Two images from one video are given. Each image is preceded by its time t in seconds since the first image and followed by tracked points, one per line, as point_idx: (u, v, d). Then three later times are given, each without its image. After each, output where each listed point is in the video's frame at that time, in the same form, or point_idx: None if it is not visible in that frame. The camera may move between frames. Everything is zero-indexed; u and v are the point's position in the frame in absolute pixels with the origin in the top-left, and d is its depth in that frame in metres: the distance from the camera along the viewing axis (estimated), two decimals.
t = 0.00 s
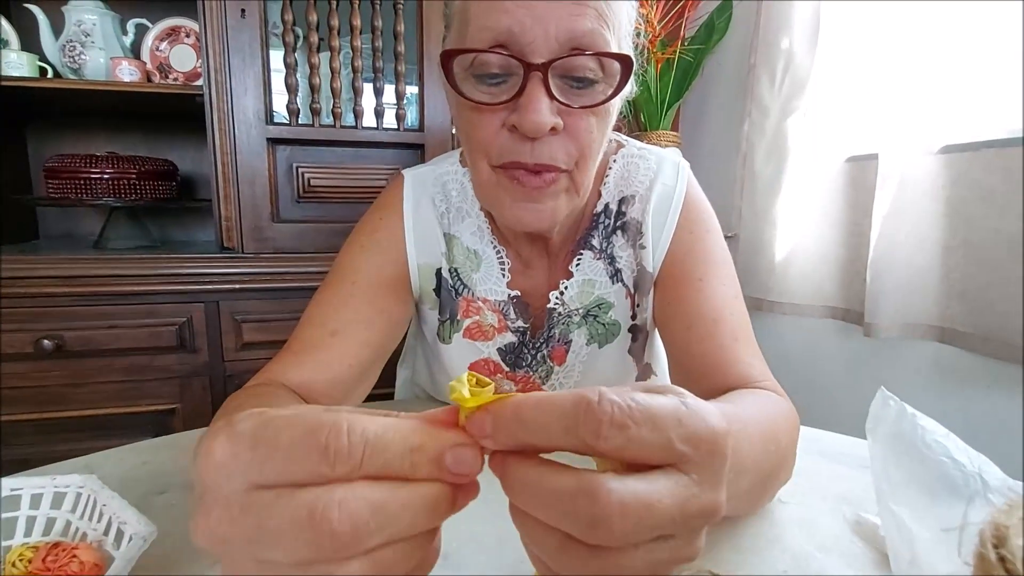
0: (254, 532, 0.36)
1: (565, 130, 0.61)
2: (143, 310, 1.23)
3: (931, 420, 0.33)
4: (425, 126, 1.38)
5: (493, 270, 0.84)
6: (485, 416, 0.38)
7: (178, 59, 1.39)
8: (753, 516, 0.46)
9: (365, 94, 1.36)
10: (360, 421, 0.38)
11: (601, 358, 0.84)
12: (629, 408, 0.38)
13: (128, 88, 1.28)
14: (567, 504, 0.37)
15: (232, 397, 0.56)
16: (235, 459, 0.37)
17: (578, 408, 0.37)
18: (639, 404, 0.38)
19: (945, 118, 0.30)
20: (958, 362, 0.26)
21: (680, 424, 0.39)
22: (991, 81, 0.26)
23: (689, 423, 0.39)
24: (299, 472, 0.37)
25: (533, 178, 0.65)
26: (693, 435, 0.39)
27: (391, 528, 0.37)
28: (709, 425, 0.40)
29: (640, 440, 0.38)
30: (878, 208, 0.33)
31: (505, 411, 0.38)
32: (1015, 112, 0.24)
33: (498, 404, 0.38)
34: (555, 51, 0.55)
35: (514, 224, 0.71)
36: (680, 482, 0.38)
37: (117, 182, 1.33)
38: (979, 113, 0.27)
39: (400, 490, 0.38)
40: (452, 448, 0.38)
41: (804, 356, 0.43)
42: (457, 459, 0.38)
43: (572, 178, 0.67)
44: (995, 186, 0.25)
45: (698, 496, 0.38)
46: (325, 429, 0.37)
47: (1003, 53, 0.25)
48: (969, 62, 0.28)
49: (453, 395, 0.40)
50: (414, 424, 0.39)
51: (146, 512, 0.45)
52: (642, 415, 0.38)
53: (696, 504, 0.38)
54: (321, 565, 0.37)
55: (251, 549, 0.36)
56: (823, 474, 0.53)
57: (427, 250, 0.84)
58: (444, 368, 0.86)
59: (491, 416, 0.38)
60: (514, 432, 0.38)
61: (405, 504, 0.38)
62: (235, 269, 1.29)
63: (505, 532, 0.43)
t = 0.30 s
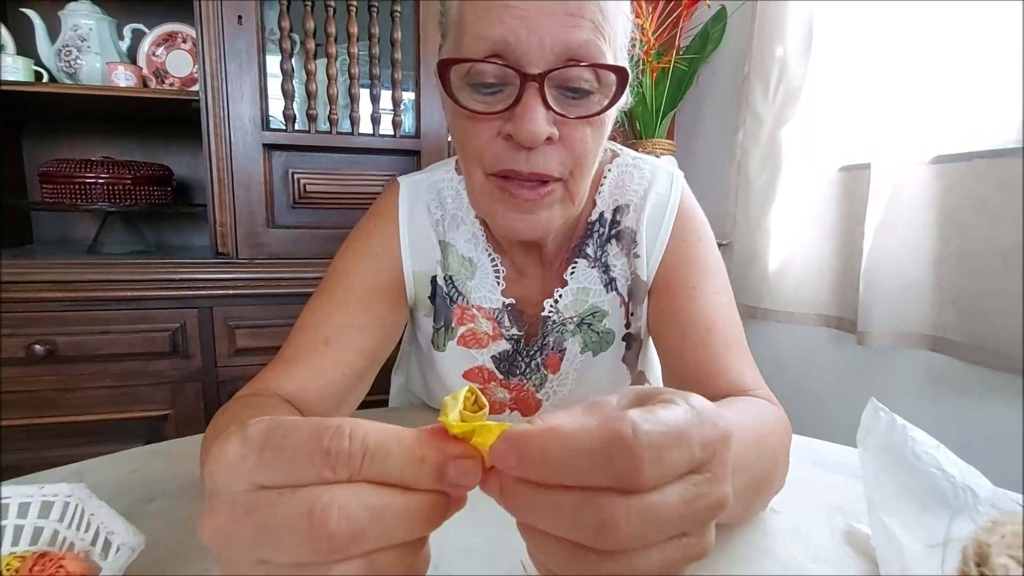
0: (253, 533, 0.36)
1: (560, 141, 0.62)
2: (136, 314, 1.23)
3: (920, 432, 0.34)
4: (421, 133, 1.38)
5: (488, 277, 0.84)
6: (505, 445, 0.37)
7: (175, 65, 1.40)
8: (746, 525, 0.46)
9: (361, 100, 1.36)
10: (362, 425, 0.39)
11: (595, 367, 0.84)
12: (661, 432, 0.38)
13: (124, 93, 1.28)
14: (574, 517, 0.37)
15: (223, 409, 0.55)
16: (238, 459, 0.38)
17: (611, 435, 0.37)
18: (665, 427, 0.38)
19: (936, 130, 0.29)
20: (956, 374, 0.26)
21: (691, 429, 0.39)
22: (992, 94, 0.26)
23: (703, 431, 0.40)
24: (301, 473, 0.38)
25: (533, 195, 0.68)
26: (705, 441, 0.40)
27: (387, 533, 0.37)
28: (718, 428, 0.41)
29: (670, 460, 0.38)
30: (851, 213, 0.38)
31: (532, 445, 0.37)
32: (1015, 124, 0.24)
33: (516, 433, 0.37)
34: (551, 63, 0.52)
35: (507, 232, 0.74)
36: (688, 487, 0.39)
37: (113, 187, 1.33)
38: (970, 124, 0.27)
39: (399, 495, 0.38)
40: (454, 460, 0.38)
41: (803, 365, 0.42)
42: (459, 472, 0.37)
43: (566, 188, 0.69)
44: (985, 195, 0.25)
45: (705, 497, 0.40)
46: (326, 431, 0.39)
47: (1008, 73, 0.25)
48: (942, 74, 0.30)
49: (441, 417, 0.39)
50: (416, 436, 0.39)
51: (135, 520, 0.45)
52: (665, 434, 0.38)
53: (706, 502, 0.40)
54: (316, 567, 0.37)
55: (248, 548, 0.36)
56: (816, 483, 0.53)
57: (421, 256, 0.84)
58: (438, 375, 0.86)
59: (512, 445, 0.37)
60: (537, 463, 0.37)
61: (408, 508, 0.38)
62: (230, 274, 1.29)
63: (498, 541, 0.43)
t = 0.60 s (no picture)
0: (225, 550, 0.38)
1: (552, 151, 0.63)
2: (132, 322, 1.22)
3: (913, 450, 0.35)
4: (419, 141, 1.39)
5: (483, 286, 0.84)
6: (472, 437, 0.39)
7: (174, 73, 1.40)
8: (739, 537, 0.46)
9: (360, 108, 1.37)
10: (327, 432, 0.41)
11: (590, 376, 0.84)
12: (625, 448, 0.39)
13: (123, 101, 1.28)
14: (551, 529, 0.38)
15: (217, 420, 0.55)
16: (212, 476, 0.40)
17: (572, 446, 0.38)
18: (634, 443, 0.39)
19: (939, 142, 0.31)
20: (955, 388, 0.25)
21: (676, 459, 0.40)
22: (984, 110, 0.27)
23: (687, 461, 0.40)
24: (271, 487, 0.40)
25: (523, 204, 0.68)
26: (690, 470, 0.40)
27: (358, 539, 0.39)
28: (708, 457, 0.41)
29: (633, 477, 0.39)
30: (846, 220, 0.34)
31: (498, 442, 0.38)
32: (1008, 136, 0.25)
33: (488, 427, 0.39)
34: (543, 74, 0.56)
35: (501, 241, 0.72)
36: (666, 513, 0.40)
37: (110, 194, 1.33)
38: (966, 137, 0.28)
39: (369, 500, 0.40)
40: (426, 453, 0.39)
41: (773, 368, 0.41)
42: (431, 465, 0.39)
43: (560, 198, 0.68)
44: (979, 209, 0.26)
45: (685, 526, 0.40)
46: (293, 441, 0.41)
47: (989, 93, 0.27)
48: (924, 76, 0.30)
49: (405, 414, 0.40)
50: (378, 432, 0.40)
51: (125, 532, 0.45)
52: (632, 453, 0.39)
53: (688, 533, 0.40)
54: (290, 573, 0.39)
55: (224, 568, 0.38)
56: (810, 494, 0.53)
57: (416, 266, 0.84)
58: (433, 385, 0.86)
59: (481, 439, 0.39)
60: (504, 463, 0.39)
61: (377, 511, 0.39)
62: (227, 281, 1.29)
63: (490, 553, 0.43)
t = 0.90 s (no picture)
0: (225, 541, 0.39)
1: (545, 159, 0.63)
2: (128, 329, 1.22)
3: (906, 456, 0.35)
4: (416, 149, 1.39)
5: (478, 295, 0.85)
6: (461, 420, 0.38)
7: (173, 81, 1.41)
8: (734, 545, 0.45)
9: (357, 116, 1.37)
10: (326, 422, 0.41)
11: (586, 384, 0.85)
12: (604, 449, 0.37)
13: (121, 108, 1.29)
14: (533, 531, 0.36)
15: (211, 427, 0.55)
16: (216, 471, 0.42)
17: (552, 441, 0.37)
18: (614, 443, 0.38)
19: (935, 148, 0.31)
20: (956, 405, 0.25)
21: (657, 467, 0.38)
22: (978, 120, 0.28)
23: (669, 472, 0.39)
24: (269, 477, 0.40)
25: (517, 213, 0.68)
26: (670, 481, 0.39)
27: (355, 531, 0.38)
28: (690, 473, 0.39)
29: (611, 480, 0.38)
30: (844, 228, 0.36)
31: (485, 426, 0.37)
32: (1003, 146, 0.26)
33: (476, 410, 0.38)
34: (536, 84, 0.56)
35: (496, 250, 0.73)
36: (644, 524, 0.38)
37: (109, 201, 1.33)
38: (964, 145, 0.29)
39: (365, 488, 0.39)
40: (420, 440, 0.40)
41: (773, 373, 0.44)
42: (425, 452, 0.39)
43: (554, 207, 0.69)
44: (974, 214, 0.26)
45: (662, 542, 0.38)
46: (292, 433, 0.41)
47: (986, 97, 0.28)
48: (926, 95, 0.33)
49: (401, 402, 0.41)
50: (377, 420, 0.40)
51: (119, 542, 0.44)
52: (613, 455, 0.37)
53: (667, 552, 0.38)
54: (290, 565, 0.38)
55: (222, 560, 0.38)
56: (807, 503, 0.53)
57: (411, 274, 0.84)
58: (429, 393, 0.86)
59: (471, 424, 0.37)
60: (489, 449, 0.37)
61: (377, 498, 0.39)
62: (223, 288, 1.29)
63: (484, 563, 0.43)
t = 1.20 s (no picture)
0: (257, 530, 0.39)
1: (546, 166, 0.64)
2: (127, 334, 1.22)
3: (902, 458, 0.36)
4: (415, 154, 1.40)
5: (477, 300, 0.85)
6: (477, 448, 0.37)
7: (171, 85, 1.41)
8: (736, 551, 0.45)
9: (356, 121, 1.38)
10: (375, 428, 0.42)
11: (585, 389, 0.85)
12: (618, 461, 0.37)
13: (119, 113, 1.28)
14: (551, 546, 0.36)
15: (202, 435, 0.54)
16: (250, 456, 0.41)
17: (563, 461, 0.36)
18: (627, 453, 0.37)
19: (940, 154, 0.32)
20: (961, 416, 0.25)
21: (672, 467, 0.38)
22: (971, 125, 0.29)
23: (681, 469, 0.38)
24: (310, 474, 0.41)
25: (519, 218, 0.69)
26: (683, 478, 0.38)
27: (388, 538, 0.39)
28: (707, 466, 0.39)
29: (626, 486, 0.37)
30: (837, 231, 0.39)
31: (497, 450, 0.37)
32: (996, 152, 0.27)
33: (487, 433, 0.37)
34: (537, 92, 0.56)
35: (496, 255, 0.74)
36: (664, 521, 0.38)
37: (106, 206, 1.33)
38: (956, 152, 0.29)
39: (404, 500, 0.40)
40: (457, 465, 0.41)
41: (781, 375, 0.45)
42: (462, 475, 0.40)
43: (554, 213, 0.70)
44: (970, 219, 0.27)
45: (685, 532, 0.38)
46: (340, 433, 0.41)
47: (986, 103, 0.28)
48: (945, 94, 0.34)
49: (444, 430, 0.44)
50: (428, 443, 0.41)
51: (118, 548, 0.44)
52: (627, 464, 0.37)
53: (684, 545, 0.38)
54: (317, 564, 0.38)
55: (252, 545, 0.38)
56: (806, 508, 0.53)
57: (410, 280, 0.84)
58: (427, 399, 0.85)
59: (484, 448, 0.37)
60: (502, 469, 0.37)
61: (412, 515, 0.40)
62: (222, 293, 1.29)
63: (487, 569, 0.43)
